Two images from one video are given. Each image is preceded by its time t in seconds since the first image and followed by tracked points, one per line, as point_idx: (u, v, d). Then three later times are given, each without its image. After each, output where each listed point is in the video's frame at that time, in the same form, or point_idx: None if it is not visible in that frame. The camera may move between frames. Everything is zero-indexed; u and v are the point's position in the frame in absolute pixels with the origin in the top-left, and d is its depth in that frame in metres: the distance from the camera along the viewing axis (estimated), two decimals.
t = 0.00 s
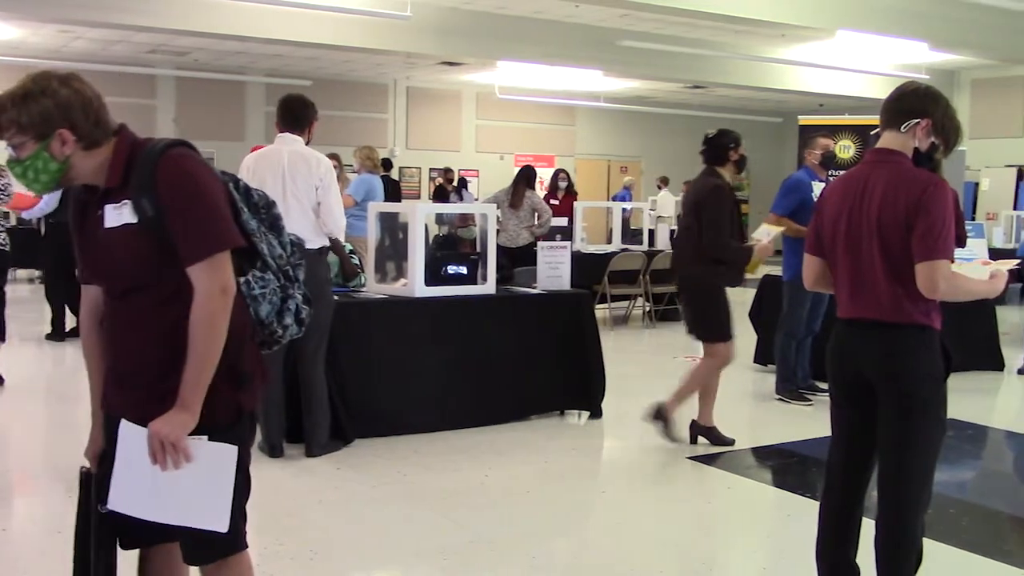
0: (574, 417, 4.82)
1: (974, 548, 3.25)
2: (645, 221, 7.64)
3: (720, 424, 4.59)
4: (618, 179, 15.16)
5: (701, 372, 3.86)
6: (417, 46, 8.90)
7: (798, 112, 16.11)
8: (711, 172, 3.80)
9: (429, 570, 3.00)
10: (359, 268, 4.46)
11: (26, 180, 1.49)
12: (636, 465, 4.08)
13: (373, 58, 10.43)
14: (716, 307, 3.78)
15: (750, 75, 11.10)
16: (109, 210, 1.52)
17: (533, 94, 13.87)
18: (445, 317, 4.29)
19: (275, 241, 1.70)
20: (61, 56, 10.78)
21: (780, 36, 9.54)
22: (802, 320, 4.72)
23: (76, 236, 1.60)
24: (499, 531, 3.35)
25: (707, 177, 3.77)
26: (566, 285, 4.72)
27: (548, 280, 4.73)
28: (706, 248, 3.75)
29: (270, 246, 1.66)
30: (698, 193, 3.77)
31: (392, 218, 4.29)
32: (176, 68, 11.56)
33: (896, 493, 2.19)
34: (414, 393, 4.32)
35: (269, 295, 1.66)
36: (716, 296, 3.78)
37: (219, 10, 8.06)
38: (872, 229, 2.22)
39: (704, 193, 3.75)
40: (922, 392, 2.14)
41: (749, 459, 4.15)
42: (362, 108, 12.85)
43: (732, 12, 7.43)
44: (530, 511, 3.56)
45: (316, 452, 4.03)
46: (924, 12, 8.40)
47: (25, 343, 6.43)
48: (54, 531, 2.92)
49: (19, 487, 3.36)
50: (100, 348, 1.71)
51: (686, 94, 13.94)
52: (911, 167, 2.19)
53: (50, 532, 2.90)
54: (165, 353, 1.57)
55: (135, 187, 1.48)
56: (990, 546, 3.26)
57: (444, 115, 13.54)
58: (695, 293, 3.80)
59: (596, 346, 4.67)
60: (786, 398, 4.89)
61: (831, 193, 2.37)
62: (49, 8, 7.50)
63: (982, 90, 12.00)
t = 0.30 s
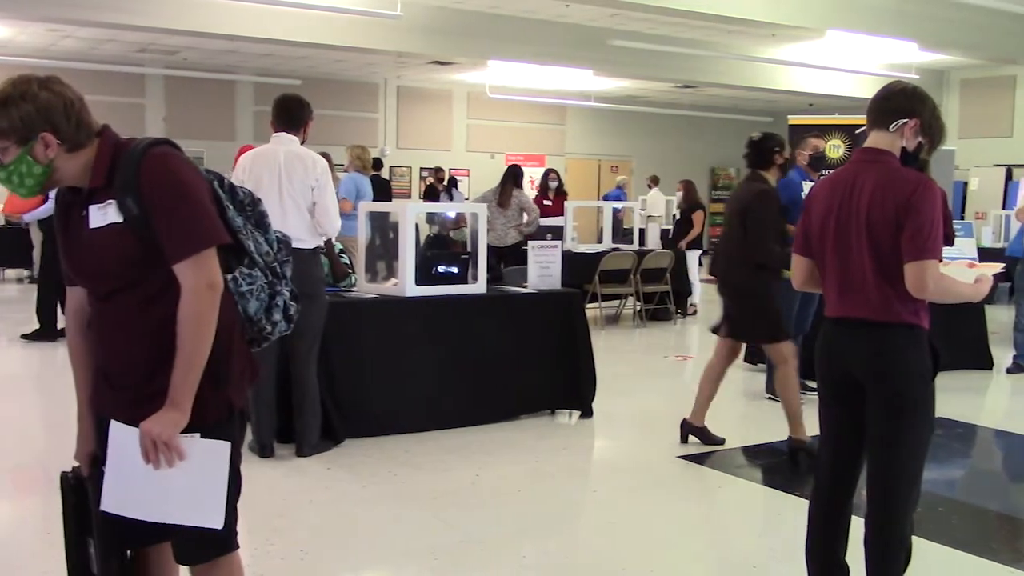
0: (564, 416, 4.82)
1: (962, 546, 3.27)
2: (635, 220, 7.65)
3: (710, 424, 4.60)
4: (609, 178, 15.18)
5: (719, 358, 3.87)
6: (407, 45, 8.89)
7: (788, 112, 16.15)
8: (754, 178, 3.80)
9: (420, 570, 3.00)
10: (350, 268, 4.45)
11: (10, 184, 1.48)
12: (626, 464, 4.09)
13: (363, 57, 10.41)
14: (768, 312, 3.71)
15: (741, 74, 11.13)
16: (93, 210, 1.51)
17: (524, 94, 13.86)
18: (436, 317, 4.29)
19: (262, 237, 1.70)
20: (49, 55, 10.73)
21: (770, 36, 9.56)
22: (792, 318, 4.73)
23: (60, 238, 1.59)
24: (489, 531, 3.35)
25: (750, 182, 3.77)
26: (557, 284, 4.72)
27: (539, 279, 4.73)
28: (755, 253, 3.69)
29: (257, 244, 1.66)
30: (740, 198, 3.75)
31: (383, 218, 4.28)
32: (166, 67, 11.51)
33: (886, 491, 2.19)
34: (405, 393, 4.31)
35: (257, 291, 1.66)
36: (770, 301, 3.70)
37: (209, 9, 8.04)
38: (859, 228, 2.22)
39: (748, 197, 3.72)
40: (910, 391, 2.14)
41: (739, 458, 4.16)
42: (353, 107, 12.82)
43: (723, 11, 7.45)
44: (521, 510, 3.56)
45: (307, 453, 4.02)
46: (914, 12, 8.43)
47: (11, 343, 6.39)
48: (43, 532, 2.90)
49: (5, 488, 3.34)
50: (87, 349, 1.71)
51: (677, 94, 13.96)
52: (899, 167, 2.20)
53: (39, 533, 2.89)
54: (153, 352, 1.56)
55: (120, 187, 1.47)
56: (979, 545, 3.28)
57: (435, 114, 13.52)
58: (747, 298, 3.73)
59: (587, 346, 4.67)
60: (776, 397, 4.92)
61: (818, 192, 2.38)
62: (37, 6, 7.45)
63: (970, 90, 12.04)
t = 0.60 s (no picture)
0: (543, 415, 4.82)
1: (938, 542, 3.31)
2: (614, 219, 7.66)
3: (689, 423, 4.62)
4: (588, 178, 15.20)
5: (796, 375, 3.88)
6: (385, 44, 8.86)
7: (765, 112, 16.24)
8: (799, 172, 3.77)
9: (401, 570, 2.99)
10: (328, 268, 4.43)
11: None
12: (606, 463, 4.09)
13: (341, 56, 10.37)
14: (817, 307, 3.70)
15: (719, 74, 11.18)
16: (69, 209, 1.49)
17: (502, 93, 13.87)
18: (415, 317, 4.28)
19: (242, 236, 1.67)
20: (22, 53, 10.60)
21: (747, 36, 9.61)
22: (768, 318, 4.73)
23: (36, 236, 1.57)
24: (469, 530, 3.35)
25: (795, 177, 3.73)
26: (535, 284, 4.72)
27: (518, 279, 4.74)
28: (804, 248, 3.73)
29: (236, 243, 1.64)
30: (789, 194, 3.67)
31: (361, 217, 4.27)
32: (141, 65, 11.42)
33: (862, 489, 2.21)
34: (383, 393, 4.30)
35: (236, 291, 1.63)
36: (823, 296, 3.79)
37: (185, 7, 7.98)
38: (839, 227, 2.23)
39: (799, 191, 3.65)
40: (886, 389, 2.16)
41: (717, 456, 4.18)
42: (331, 106, 12.77)
43: (700, 11, 7.48)
44: (499, 510, 3.56)
45: (286, 453, 4.01)
46: (889, 13, 8.50)
47: None
48: (17, 534, 2.87)
49: None
50: (61, 349, 1.68)
51: (655, 94, 14.00)
52: (877, 167, 2.21)
53: (12, 535, 2.86)
54: (130, 352, 1.54)
55: (96, 185, 1.45)
56: (954, 541, 3.31)
57: (413, 114, 13.49)
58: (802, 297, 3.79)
59: (565, 346, 4.68)
60: (755, 396, 4.94)
61: (797, 190, 2.38)
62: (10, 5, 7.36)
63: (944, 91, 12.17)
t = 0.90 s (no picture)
0: (524, 414, 4.82)
1: (917, 539, 3.33)
2: (595, 218, 7.66)
3: (670, 421, 4.63)
4: (569, 177, 15.21)
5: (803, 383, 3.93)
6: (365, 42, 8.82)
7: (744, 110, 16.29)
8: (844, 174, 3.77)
9: (383, 570, 2.97)
10: (309, 267, 4.40)
11: None
12: (587, 462, 4.09)
13: (320, 55, 10.32)
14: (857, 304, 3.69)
15: (700, 74, 11.23)
16: (47, 209, 1.48)
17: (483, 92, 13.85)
18: (396, 317, 4.27)
19: (223, 236, 1.67)
20: None
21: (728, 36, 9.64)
22: (749, 317, 4.74)
23: (14, 236, 1.56)
24: (451, 530, 3.34)
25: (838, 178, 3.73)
26: (516, 282, 4.72)
27: (499, 278, 4.74)
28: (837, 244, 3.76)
29: (216, 243, 1.63)
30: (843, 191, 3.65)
31: (342, 216, 4.25)
32: (119, 64, 11.32)
33: (842, 486, 2.22)
34: (364, 393, 4.29)
35: (216, 291, 1.63)
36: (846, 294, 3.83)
37: (164, 4, 7.93)
38: (818, 226, 2.24)
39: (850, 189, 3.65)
40: (865, 387, 2.17)
41: (698, 454, 4.19)
42: (311, 105, 12.72)
43: (680, 10, 7.49)
44: (481, 509, 3.55)
45: (267, 453, 3.99)
46: (868, 12, 8.55)
47: None
48: None
49: None
50: (42, 352, 1.66)
51: (635, 93, 14.03)
52: (855, 167, 2.22)
53: None
54: (109, 353, 1.53)
55: (73, 184, 1.44)
56: (933, 538, 3.34)
57: (394, 112, 13.45)
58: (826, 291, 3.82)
59: (547, 345, 4.68)
60: (735, 395, 4.93)
61: (775, 190, 2.39)
62: None
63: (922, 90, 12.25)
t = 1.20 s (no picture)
0: (501, 413, 4.82)
1: (889, 534, 3.36)
2: (570, 217, 7.67)
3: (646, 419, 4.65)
4: (544, 176, 15.22)
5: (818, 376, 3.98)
6: (340, 41, 8.79)
7: (719, 110, 16.36)
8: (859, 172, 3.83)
9: (357, 570, 2.96)
10: (282, 266, 4.39)
11: None
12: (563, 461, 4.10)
13: (295, 53, 10.28)
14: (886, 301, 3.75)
15: (675, 74, 11.27)
16: (20, 208, 1.46)
17: (458, 91, 13.84)
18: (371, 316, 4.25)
19: (200, 235, 1.66)
20: None
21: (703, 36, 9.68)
22: (723, 314, 4.78)
23: None
24: (425, 529, 3.34)
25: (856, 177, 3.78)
26: (492, 281, 4.73)
27: (475, 276, 4.74)
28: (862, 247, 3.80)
29: (192, 243, 1.62)
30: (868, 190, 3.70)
31: (317, 215, 4.23)
32: (91, 62, 11.22)
33: (816, 484, 2.23)
34: (340, 393, 4.27)
35: (193, 292, 1.61)
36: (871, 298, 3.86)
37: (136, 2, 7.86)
38: (793, 225, 2.25)
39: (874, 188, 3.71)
40: (839, 385, 2.19)
41: (674, 452, 4.21)
42: (286, 103, 12.66)
43: (655, 10, 7.51)
44: (455, 508, 3.54)
45: (241, 454, 3.97)
46: (841, 13, 8.61)
47: None
48: None
49: None
50: (16, 353, 1.63)
51: (610, 92, 14.06)
52: (829, 166, 2.23)
53: None
54: (84, 355, 1.51)
55: (47, 184, 1.42)
56: (904, 533, 3.37)
57: (369, 111, 13.42)
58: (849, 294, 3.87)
59: (523, 344, 4.68)
60: (710, 392, 4.95)
61: (750, 188, 2.40)
62: None
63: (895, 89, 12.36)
